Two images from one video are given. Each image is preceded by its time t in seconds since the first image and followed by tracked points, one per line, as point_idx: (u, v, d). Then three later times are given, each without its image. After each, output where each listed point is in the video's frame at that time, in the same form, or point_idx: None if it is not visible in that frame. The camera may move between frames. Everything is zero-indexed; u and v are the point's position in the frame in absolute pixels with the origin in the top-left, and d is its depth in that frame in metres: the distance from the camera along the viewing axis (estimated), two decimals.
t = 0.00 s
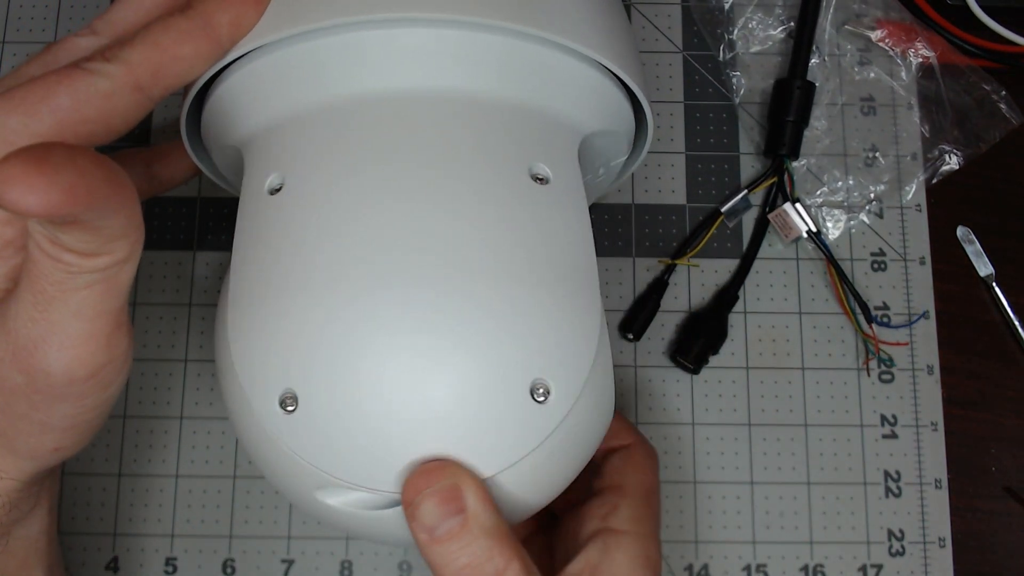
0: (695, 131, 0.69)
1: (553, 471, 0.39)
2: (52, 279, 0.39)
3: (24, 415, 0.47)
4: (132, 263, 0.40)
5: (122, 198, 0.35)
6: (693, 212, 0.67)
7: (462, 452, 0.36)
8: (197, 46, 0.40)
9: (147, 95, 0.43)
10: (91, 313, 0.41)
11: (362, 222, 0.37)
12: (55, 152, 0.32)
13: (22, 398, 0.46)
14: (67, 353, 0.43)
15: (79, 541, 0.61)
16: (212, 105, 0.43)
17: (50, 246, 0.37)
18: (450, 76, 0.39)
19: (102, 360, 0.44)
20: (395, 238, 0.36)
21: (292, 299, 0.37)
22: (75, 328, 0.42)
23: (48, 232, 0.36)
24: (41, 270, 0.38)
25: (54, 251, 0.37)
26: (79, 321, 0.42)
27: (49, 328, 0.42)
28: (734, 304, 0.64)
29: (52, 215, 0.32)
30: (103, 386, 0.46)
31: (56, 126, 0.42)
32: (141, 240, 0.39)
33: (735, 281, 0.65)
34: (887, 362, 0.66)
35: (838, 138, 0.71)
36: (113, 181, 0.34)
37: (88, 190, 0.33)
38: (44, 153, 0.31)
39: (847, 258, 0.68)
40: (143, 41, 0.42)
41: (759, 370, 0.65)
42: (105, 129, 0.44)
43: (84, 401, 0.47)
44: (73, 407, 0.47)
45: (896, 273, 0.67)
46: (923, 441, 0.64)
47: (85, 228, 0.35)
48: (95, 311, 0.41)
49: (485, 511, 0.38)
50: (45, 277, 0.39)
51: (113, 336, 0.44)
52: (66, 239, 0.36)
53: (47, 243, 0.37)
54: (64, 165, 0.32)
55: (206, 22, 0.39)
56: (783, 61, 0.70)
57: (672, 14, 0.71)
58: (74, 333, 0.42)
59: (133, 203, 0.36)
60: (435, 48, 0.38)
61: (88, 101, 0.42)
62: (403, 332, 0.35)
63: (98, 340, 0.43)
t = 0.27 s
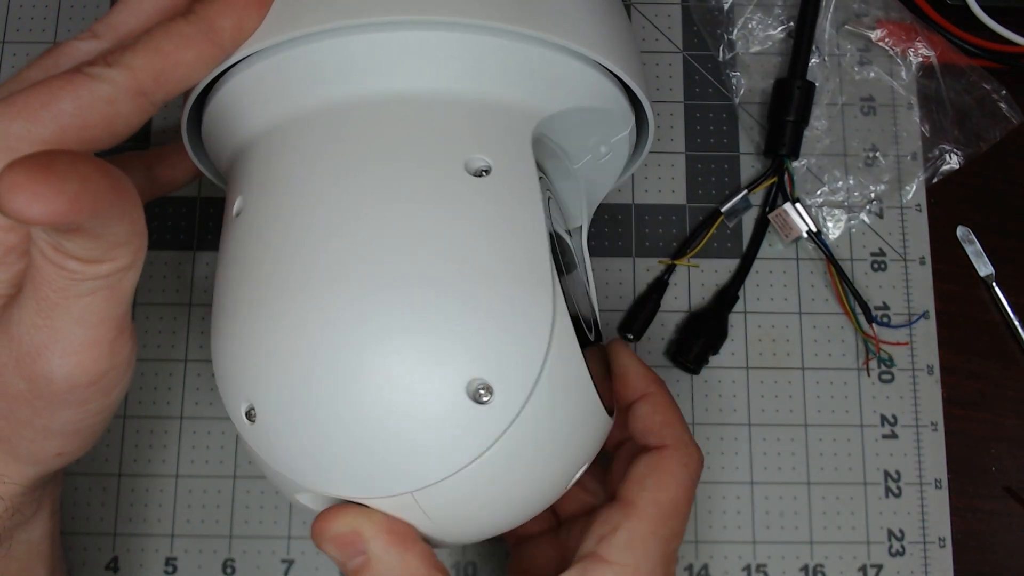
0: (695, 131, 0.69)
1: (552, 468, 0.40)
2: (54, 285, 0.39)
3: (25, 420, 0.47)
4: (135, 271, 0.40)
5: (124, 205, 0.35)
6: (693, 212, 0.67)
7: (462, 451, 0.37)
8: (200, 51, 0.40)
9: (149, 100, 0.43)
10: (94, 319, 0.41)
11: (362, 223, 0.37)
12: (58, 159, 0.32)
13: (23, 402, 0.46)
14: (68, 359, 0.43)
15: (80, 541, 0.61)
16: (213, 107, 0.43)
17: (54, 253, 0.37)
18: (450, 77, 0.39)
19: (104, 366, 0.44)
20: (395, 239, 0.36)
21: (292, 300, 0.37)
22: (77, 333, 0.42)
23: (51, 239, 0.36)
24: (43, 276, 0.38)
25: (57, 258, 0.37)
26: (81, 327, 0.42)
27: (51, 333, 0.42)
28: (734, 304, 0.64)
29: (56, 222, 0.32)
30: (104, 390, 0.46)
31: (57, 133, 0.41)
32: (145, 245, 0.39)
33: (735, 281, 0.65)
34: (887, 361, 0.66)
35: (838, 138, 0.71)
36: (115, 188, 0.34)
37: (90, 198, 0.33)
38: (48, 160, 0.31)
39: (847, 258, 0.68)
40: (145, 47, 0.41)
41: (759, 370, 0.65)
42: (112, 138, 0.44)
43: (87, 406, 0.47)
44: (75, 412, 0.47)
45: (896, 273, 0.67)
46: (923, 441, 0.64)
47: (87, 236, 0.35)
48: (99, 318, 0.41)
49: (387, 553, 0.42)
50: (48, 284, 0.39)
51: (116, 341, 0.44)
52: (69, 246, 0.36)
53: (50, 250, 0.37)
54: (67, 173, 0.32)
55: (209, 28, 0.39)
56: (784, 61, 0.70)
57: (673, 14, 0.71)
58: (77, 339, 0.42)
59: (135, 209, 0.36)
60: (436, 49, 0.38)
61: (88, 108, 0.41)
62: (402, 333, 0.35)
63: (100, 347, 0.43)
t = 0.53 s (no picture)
0: (694, 131, 0.69)
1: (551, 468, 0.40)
2: (51, 285, 0.39)
3: (23, 421, 0.47)
4: (130, 272, 0.40)
5: (119, 204, 0.35)
6: (692, 212, 0.67)
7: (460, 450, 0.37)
8: (192, 51, 0.40)
9: (139, 99, 0.43)
10: (89, 318, 0.41)
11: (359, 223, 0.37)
12: (53, 159, 0.32)
13: (19, 403, 0.46)
14: (65, 358, 0.43)
15: (80, 541, 0.61)
16: (210, 106, 0.43)
17: (50, 253, 0.37)
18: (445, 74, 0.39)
19: (101, 365, 0.45)
20: (393, 239, 0.36)
21: (289, 300, 0.37)
22: (75, 332, 0.42)
23: (47, 239, 0.36)
24: (39, 276, 0.38)
25: (53, 258, 0.37)
26: (78, 326, 0.42)
27: (48, 333, 0.42)
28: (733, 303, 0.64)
29: (51, 222, 0.32)
30: (102, 388, 0.46)
31: (48, 130, 0.41)
32: (140, 245, 0.39)
33: (733, 279, 0.65)
34: (887, 361, 0.66)
35: (838, 138, 0.71)
36: (111, 189, 0.34)
37: (86, 197, 0.33)
38: (43, 161, 0.31)
39: (847, 258, 0.68)
40: (136, 44, 0.41)
41: (758, 369, 0.65)
42: (102, 136, 0.44)
43: (81, 405, 0.47)
44: (71, 412, 0.47)
45: (896, 273, 0.67)
46: (923, 441, 0.64)
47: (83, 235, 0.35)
48: (94, 316, 0.41)
49: (350, 561, 0.46)
50: (45, 284, 0.39)
51: (114, 340, 0.44)
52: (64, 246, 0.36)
53: (46, 251, 0.37)
54: (64, 173, 0.32)
55: (200, 28, 0.39)
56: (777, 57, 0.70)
57: (672, 14, 0.71)
58: (74, 339, 0.42)
59: (131, 210, 0.36)
60: (430, 46, 0.38)
61: (79, 107, 0.41)
62: (400, 332, 0.35)
63: (97, 345, 0.43)
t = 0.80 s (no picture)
0: (694, 131, 0.69)
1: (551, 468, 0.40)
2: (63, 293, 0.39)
3: (27, 424, 0.47)
4: (143, 281, 0.40)
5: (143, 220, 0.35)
6: (693, 212, 0.67)
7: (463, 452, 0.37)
8: (193, 53, 0.40)
9: (141, 103, 0.42)
10: (100, 326, 0.41)
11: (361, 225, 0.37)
12: (81, 174, 0.32)
13: (23, 406, 0.46)
14: (73, 364, 0.43)
15: (81, 541, 0.61)
16: (209, 107, 0.43)
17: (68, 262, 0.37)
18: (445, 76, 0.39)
19: (107, 370, 0.45)
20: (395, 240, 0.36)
21: (291, 301, 0.37)
22: (85, 340, 0.42)
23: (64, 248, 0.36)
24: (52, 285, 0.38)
25: (66, 266, 0.37)
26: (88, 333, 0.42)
27: (57, 340, 0.42)
28: (733, 303, 0.64)
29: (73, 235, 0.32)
30: (109, 394, 0.46)
31: (51, 137, 0.41)
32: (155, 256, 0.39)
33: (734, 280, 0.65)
34: (887, 361, 0.66)
35: (838, 138, 0.71)
36: (134, 204, 0.34)
37: (114, 213, 0.33)
38: (70, 174, 0.32)
39: (847, 258, 0.68)
40: (136, 48, 0.40)
41: (758, 369, 0.65)
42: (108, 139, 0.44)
43: (87, 408, 0.47)
44: (75, 416, 0.47)
45: (896, 273, 0.67)
46: (923, 441, 0.64)
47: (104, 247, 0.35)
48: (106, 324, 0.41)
49: (341, 565, 0.48)
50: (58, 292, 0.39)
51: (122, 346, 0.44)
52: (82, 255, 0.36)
53: (63, 260, 0.37)
54: (88, 186, 0.32)
55: (199, 30, 0.39)
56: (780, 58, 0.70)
57: (672, 14, 0.71)
58: (84, 345, 0.42)
59: (151, 225, 0.36)
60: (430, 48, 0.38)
61: (90, 113, 0.41)
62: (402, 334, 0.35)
63: (106, 352, 0.43)
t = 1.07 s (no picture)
0: (694, 131, 0.69)
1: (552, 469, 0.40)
2: (58, 292, 0.39)
3: (31, 425, 0.47)
4: (135, 279, 0.40)
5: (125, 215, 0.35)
6: (693, 212, 0.67)
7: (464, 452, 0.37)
8: (194, 56, 0.40)
9: (143, 105, 0.43)
10: (95, 324, 0.41)
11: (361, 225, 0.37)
12: (64, 168, 0.32)
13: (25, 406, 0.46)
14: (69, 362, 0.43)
15: (82, 541, 0.61)
16: (208, 112, 0.43)
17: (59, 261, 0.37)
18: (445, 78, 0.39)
19: (104, 368, 0.45)
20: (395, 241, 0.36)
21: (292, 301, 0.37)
22: (80, 338, 0.42)
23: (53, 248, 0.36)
24: (45, 284, 0.38)
25: (60, 266, 0.37)
26: (83, 333, 0.42)
27: (53, 339, 0.42)
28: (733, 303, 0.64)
29: (61, 231, 0.32)
30: (106, 391, 0.46)
31: (52, 140, 0.41)
32: (145, 254, 0.39)
33: (734, 279, 0.65)
34: (886, 361, 0.66)
35: (838, 138, 0.71)
36: (119, 198, 0.34)
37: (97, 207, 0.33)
38: (55, 170, 0.32)
39: (847, 258, 0.68)
40: (138, 50, 0.41)
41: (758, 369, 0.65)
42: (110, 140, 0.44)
43: (88, 407, 0.47)
44: (77, 415, 0.47)
45: (896, 273, 0.67)
46: (923, 441, 0.64)
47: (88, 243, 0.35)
48: (101, 322, 0.41)
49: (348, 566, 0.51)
50: (52, 292, 0.39)
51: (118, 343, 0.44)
52: (69, 254, 0.36)
53: (53, 260, 0.37)
54: (74, 182, 0.32)
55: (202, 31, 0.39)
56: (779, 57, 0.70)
57: (672, 14, 0.71)
58: (79, 344, 0.42)
59: (137, 221, 0.36)
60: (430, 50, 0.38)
61: (84, 114, 0.41)
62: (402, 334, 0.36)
63: (102, 349, 0.43)
